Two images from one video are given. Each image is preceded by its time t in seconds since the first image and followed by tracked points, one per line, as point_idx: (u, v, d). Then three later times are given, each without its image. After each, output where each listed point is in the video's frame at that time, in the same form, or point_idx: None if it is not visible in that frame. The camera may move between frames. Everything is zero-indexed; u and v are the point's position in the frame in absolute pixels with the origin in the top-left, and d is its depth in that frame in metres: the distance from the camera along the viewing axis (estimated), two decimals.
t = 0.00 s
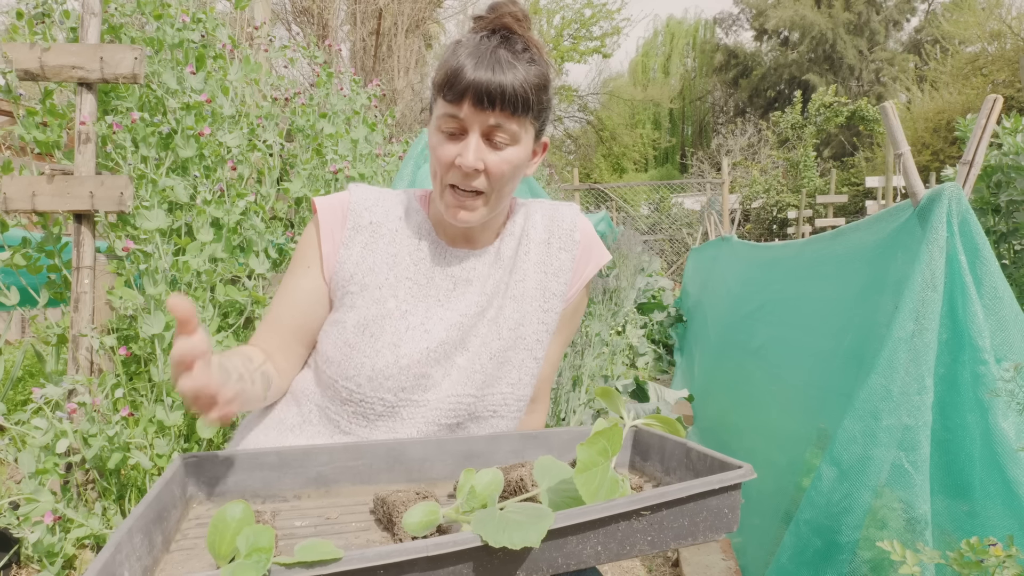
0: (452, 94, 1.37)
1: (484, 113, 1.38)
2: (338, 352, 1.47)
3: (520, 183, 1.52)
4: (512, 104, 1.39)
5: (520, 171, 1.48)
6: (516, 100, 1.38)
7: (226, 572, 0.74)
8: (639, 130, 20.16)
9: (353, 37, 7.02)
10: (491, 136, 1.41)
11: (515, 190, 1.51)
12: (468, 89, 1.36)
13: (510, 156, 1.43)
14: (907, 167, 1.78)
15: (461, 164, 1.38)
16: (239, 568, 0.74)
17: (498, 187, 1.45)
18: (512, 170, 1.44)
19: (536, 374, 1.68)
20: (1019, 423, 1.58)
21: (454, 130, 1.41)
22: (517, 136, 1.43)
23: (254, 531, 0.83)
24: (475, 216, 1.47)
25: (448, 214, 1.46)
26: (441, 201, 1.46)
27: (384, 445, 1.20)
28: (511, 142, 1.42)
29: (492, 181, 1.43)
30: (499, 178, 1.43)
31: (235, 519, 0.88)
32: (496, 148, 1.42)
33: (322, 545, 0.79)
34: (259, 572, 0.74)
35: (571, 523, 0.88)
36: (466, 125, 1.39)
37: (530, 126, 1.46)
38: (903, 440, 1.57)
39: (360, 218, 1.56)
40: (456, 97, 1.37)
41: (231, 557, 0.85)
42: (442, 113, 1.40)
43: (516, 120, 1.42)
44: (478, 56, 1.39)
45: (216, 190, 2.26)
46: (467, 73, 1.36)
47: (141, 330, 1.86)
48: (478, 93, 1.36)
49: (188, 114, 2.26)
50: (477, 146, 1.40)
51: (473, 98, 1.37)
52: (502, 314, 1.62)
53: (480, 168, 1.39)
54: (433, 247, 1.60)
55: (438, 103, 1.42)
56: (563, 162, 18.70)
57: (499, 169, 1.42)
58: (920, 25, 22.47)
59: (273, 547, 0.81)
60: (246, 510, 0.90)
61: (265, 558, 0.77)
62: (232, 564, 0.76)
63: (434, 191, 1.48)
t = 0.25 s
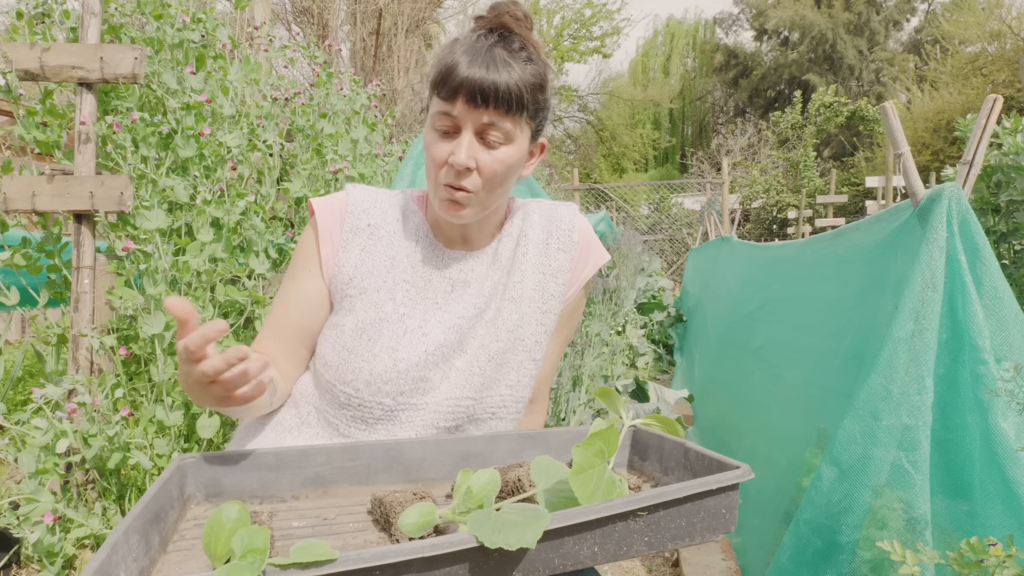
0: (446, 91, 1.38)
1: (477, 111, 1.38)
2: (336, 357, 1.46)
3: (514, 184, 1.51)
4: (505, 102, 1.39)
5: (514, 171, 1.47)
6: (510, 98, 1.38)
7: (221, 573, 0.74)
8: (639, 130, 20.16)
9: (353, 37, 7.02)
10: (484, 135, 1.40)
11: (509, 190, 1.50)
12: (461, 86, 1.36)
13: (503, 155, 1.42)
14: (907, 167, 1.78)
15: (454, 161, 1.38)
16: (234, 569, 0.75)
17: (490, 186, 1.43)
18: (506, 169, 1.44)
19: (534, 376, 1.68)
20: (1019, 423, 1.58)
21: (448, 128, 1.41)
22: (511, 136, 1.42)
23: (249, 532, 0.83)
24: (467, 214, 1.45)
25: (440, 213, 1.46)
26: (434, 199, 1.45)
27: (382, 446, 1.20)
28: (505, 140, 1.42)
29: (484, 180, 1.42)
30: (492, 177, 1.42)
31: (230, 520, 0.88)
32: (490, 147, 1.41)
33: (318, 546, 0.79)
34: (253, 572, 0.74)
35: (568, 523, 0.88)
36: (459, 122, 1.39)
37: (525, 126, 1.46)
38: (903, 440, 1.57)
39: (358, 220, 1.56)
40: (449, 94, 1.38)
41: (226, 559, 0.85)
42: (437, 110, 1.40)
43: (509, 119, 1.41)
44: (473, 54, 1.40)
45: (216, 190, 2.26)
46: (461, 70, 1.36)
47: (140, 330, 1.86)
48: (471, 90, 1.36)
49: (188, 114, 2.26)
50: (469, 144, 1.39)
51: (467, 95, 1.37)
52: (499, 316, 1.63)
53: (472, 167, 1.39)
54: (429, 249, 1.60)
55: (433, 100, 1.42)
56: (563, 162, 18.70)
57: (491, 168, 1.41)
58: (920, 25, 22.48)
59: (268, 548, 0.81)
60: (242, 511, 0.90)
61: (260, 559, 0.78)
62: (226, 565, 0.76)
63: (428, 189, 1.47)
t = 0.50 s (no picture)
0: (436, 92, 1.38)
1: (469, 109, 1.38)
2: (339, 358, 1.47)
3: (512, 179, 1.52)
4: (496, 99, 1.39)
5: (511, 167, 1.47)
6: (500, 95, 1.37)
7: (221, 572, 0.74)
8: (639, 130, 20.16)
9: (353, 37, 7.02)
10: (478, 133, 1.40)
11: (508, 186, 1.51)
12: (451, 86, 1.36)
13: (498, 152, 1.43)
14: (907, 167, 1.78)
15: (449, 162, 1.38)
16: (235, 568, 0.74)
17: (488, 184, 1.45)
18: (503, 166, 1.44)
19: (535, 376, 1.68)
20: (1019, 423, 1.58)
21: (442, 128, 1.41)
22: (504, 132, 1.42)
23: (249, 532, 0.83)
24: (467, 212, 1.46)
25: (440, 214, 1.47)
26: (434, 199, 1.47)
27: (382, 446, 1.20)
28: (499, 137, 1.42)
29: (482, 177, 1.43)
30: (489, 174, 1.43)
31: (231, 520, 0.88)
32: (484, 145, 1.42)
33: (317, 546, 0.79)
34: (254, 572, 0.74)
35: (568, 523, 0.88)
36: (452, 122, 1.39)
37: (518, 121, 1.46)
38: (903, 441, 1.57)
39: (359, 220, 1.56)
40: (440, 95, 1.38)
41: (227, 559, 0.85)
42: (429, 111, 1.41)
43: (503, 116, 1.41)
44: (462, 52, 1.39)
45: (216, 190, 2.26)
46: (450, 70, 1.36)
47: (140, 330, 1.86)
48: (461, 89, 1.36)
49: (188, 114, 2.26)
50: (463, 143, 1.39)
51: (457, 95, 1.37)
52: (501, 316, 1.62)
53: (468, 166, 1.39)
54: (430, 249, 1.60)
55: (425, 101, 1.42)
56: (563, 162, 18.71)
57: (488, 166, 1.42)
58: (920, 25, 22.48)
59: (268, 548, 0.81)
60: (242, 511, 0.90)
61: (261, 558, 0.77)
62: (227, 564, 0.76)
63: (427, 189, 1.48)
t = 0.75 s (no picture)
0: (439, 87, 1.39)
1: (472, 102, 1.39)
2: (337, 354, 1.48)
3: (514, 173, 1.51)
4: (499, 91, 1.40)
5: (514, 160, 1.47)
6: (503, 88, 1.39)
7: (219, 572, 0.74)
8: (639, 130, 20.16)
9: (353, 36, 7.02)
10: (482, 126, 1.41)
11: (509, 180, 1.50)
12: (454, 80, 1.37)
13: (502, 144, 1.43)
14: (907, 167, 1.78)
15: (455, 155, 1.38)
16: (232, 569, 0.74)
17: (492, 177, 1.43)
18: (507, 158, 1.44)
19: (534, 375, 1.69)
20: (1019, 423, 1.58)
21: (444, 123, 1.41)
22: (507, 124, 1.43)
23: (247, 532, 0.83)
24: (471, 207, 1.44)
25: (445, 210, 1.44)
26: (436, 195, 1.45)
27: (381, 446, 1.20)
28: (502, 129, 1.43)
29: (487, 170, 1.42)
30: (493, 166, 1.42)
31: (229, 520, 0.88)
32: (488, 137, 1.42)
33: (315, 546, 0.79)
34: (250, 573, 0.74)
35: (566, 523, 0.88)
36: (455, 116, 1.40)
37: (521, 113, 1.47)
38: (903, 440, 1.57)
39: (359, 215, 1.54)
40: (443, 89, 1.39)
41: (224, 559, 0.85)
42: (431, 107, 1.41)
43: (505, 107, 1.42)
44: (461, 48, 1.40)
45: (216, 190, 2.26)
46: (452, 65, 1.37)
47: (140, 330, 1.86)
48: (464, 83, 1.38)
49: (188, 114, 2.26)
50: (468, 135, 1.39)
51: (460, 88, 1.38)
52: (499, 315, 1.63)
53: (474, 158, 1.38)
54: (429, 246, 1.60)
55: (426, 98, 1.43)
56: (563, 162, 18.71)
57: (492, 158, 1.41)
58: (920, 25, 22.48)
59: (265, 548, 0.81)
60: (240, 511, 0.90)
61: (258, 559, 0.77)
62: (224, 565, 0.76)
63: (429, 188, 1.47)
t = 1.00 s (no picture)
0: (429, 84, 1.40)
1: (464, 95, 1.40)
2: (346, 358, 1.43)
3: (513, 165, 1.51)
4: (491, 82, 1.40)
5: (511, 150, 1.47)
6: (495, 78, 1.39)
7: (220, 573, 0.74)
8: (639, 130, 20.15)
9: (353, 37, 7.02)
10: (476, 118, 1.42)
11: (508, 173, 1.49)
12: (445, 76, 1.38)
13: (498, 134, 1.43)
14: (907, 167, 1.78)
15: (452, 149, 1.38)
16: (233, 569, 0.74)
17: (491, 169, 1.43)
18: (504, 149, 1.44)
19: (536, 375, 1.70)
20: (1019, 423, 1.58)
21: (438, 119, 1.42)
22: (501, 114, 1.44)
23: (248, 532, 0.83)
24: (473, 200, 1.43)
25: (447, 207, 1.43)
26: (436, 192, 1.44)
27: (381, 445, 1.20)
28: (496, 119, 1.43)
29: (486, 162, 1.41)
30: (492, 157, 1.42)
31: (229, 520, 0.87)
32: (483, 129, 1.42)
33: (316, 546, 0.79)
34: (252, 573, 0.74)
35: (567, 524, 0.88)
36: (449, 110, 1.40)
37: (513, 103, 1.47)
38: (903, 441, 1.57)
39: (365, 213, 1.52)
40: (433, 86, 1.39)
41: (226, 559, 0.84)
42: (423, 106, 1.42)
43: (498, 98, 1.43)
44: (448, 44, 1.41)
45: (216, 190, 2.26)
46: (442, 62, 1.38)
47: (140, 330, 1.86)
48: (455, 77, 1.38)
49: (188, 114, 2.26)
50: (464, 128, 1.40)
51: (451, 82, 1.38)
52: (503, 315, 1.63)
53: (472, 151, 1.38)
54: (434, 245, 1.60)
55: (418, 98, 1.44)
56: (563, 162, 18.72)
57: (490, 149, 1.41)
58: (921, 25, 22.48)
59: (266, 548, 0.80)
60: (241, 511, 0.89)
61: (260, 558, 0.77)
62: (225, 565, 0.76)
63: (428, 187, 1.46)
